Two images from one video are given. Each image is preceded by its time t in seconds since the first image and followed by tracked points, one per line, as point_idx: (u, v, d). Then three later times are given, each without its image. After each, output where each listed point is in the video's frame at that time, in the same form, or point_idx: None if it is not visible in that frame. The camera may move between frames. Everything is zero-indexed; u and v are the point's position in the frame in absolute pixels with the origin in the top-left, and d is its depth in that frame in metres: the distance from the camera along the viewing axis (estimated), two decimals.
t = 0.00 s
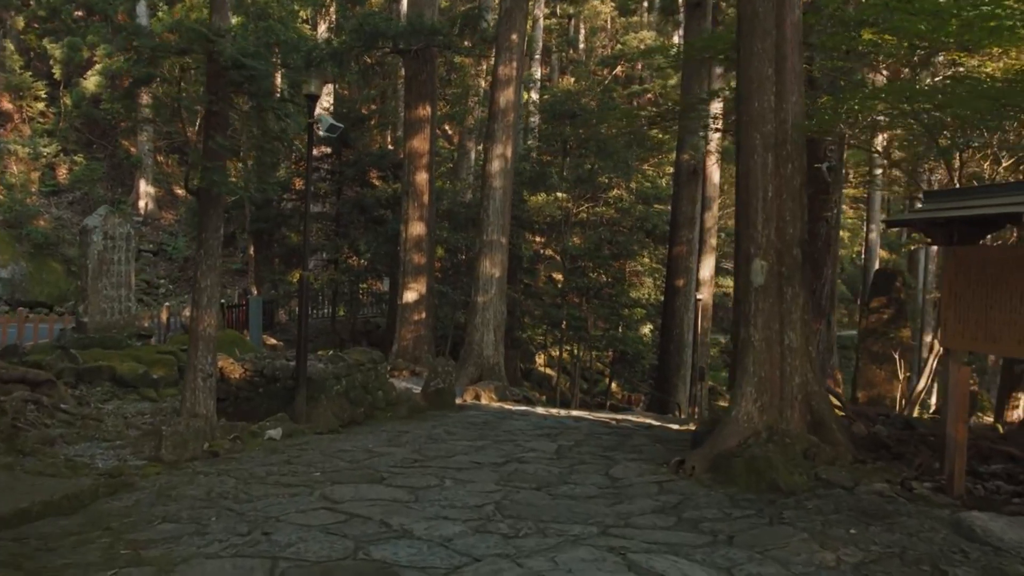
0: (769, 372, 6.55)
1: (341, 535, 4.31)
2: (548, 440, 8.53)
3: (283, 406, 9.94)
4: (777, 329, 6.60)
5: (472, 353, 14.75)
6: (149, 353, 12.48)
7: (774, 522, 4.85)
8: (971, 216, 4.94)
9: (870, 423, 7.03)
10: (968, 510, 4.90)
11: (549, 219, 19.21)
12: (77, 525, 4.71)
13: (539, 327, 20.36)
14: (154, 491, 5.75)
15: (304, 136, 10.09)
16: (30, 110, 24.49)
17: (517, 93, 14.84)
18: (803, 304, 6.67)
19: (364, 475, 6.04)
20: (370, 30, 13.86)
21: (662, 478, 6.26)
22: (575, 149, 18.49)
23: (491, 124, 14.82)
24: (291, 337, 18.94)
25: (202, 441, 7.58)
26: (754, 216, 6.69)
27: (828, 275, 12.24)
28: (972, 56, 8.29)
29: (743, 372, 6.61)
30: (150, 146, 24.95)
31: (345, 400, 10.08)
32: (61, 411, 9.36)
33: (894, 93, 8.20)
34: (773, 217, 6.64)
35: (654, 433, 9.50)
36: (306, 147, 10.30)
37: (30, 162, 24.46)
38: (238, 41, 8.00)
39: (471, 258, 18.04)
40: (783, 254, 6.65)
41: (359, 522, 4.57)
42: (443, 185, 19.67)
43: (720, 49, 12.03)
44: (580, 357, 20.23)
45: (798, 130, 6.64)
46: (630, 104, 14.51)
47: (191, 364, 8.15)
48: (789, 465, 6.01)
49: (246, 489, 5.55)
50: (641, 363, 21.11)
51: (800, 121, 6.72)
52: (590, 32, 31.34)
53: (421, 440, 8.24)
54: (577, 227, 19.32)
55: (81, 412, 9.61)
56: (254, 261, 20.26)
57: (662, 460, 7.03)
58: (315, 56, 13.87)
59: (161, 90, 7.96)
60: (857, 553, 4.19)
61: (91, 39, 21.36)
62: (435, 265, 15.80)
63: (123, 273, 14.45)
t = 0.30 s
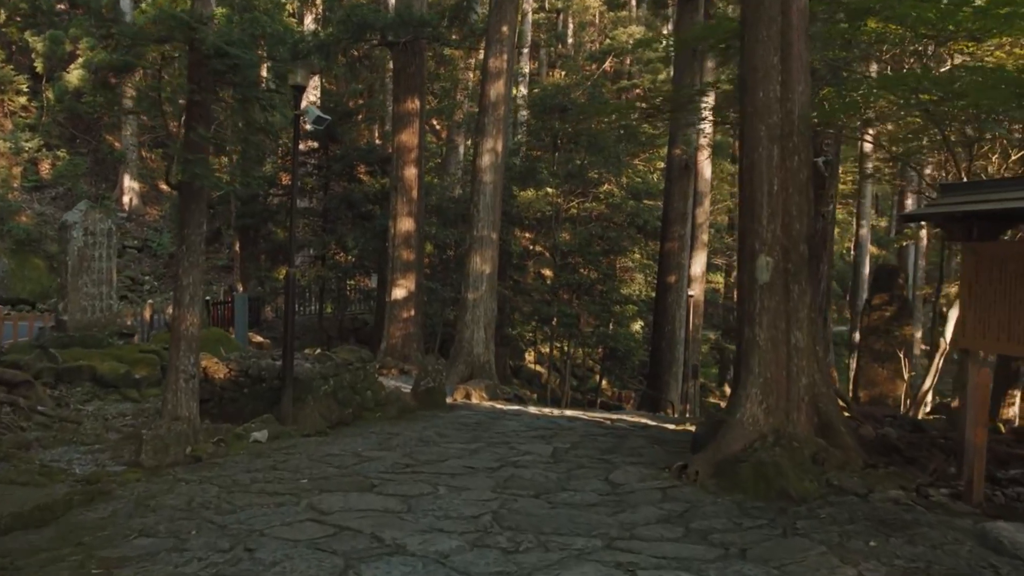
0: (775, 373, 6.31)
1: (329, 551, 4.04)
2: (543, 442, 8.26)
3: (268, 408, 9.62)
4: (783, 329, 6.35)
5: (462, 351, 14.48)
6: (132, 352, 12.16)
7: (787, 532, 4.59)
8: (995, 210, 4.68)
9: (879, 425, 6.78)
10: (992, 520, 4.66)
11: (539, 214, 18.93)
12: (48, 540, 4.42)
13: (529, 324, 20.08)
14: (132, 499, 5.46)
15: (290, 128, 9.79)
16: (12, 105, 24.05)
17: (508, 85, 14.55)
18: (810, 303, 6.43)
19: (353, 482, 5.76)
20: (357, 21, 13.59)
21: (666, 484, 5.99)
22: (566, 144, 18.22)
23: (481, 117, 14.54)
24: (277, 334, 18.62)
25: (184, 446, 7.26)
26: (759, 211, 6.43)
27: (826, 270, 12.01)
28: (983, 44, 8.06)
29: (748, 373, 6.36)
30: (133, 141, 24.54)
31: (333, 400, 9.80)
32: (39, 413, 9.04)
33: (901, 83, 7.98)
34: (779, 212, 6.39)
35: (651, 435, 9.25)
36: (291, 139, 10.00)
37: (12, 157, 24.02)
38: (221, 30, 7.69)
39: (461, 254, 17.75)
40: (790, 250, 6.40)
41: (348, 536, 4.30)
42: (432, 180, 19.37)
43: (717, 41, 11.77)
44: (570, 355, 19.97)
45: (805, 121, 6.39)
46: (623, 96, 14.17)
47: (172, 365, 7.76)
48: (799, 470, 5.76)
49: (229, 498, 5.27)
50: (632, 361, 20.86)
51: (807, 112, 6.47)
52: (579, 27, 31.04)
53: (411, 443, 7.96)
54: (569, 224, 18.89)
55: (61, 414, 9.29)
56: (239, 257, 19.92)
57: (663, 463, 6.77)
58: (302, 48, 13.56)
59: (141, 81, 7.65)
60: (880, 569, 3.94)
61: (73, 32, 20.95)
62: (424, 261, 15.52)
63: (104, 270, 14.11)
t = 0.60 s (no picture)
0: (781, 374, 6.06)
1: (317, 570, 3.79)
2: (537, 444, 7.99)
3: (253, 409, 9.28)
4: (790, 327, 6.11)
5: (452, 348, 14.18)
6: (113, 351, 11.82)
7: (802, 545, 4.33)
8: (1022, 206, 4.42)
9: (888, 427, 6.53)
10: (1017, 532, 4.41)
11: (529, 209, 18.62)
12: (15, 557, 4.14)
13: (518, 320, 19.80)
14: (107, 508, 5.17)
15: (275, 119, 9.47)
16: None
17: (498, 77, 14.24)
18: (817, 300, 6.18)
19: (341, 489, 5.49)
20: (344, 11, 13.27)
21: (669, 490, 5.73)
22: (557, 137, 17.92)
23: (471, 109, 14.24)
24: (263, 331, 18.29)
25: (165, 450, 6.95)
26: (763, 205, 6.18)
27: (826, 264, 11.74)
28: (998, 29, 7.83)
29: (752, 373, 6.12)
30: (116, 134, 24.09)
31: (320, 400, 9.50)
32: (15, 415, 8.70)
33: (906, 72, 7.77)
34: (784, 206, 6.13)
35: (647, 435, 9.00)
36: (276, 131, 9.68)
37: None
38: (202, 15, 7.34)
39: (450, 249, 17.44)
40: (796, 245, 6.14)
41: (336, 553, 4.05)
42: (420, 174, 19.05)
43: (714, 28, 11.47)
44: (560, 350, 19.70)
45: (811, 112, 6.13)
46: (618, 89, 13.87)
47: (151, 365, 7.42)
48: (808, 474, 5.51)
49: (210, 508, 4.99)
50: (623, 356, 20.62)
51: (814, 102, 6.21)
52: (567, 20, 30.68)
53: (401, 445, 7.68)
54: (560, 219, 18.55)
55: (37, 416, 8.97)
56: (224, 253, 19.55)
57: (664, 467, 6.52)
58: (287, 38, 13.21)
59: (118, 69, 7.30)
60: None
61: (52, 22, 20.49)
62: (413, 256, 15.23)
63: (85, 266, 13.76)
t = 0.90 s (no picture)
0: (787, 375, 5.83)
1: None
2: (530, 446, 7.73)
3: (236, 410, 8.99)
4: (796, 326, 5.87)
5: (440, 344, 13.90)
6: (93, 348, 11.49)
7: (819, 559, 4.09)
8: None
9: (896, 429, 6.30)
10: None
11: (518, 202, 18.35)
12: None
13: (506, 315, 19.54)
14: (81, 519, 4.88)
15: (259, 109, 9.15)
16: None
17: (488, 68, 13.96)
18: (824, 298, 5.95)
19: (327, 497, 5.22)
20: (330, 1, 12.95)
21: (672, 497, 5.49)
22: (546, 130, 17.64)
23: (460, 101, 13.94)
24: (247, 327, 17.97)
25: (144, 455, 6.66)
26: (768, 199, 5.93)
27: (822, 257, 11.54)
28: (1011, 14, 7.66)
29: (757, 374, 5.89)
30: (97, 127, 23.67)
31: (305, 400, 9.21)
32: None
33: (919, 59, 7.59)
34: (791, 199, 5.89)
35: (644, 436, 8.76)
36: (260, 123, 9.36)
37: None
38: None
39: (438, 243, 17.16)
40: (802, 240, 5.91)
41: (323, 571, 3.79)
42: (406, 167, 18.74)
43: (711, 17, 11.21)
44: (549, 346, 19.45)
45: (818, 101, 5.88)
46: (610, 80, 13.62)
47: (130, 365, 7.11)
48: (818, 480, 5.27)
49: (190, 519, 4.73)
50: (612, 352, 20.39)
51: (821, 91, 5.96)
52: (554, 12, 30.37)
53: (390, 448, 7.41)
54: (548, 213, 18.26)
55: (12, 417, 8.65)
56: (207, 247, 19.20)
57: (665, 471, 6.28)
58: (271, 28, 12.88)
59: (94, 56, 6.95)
60: None
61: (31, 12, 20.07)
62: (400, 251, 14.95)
63: (64, 261, 13.37)
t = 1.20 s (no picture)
0: (794, 375, 5.60)
1: None
2: (524, 447, 7.48)
3: (219, 410, 8.69)
4: (803, 324, 5.65)
5: (429, 340, 13.62)
6: (72, 346, 11.17)
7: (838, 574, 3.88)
8: None
9: (905, 431, 6.08)
10: None
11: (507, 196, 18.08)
12: None
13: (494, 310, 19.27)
14: (53, 531, 4.60)
15: (243, 100, 8.85)
16: None
17: (477, 58, 13.67)
18: (832, 295, 5.72)
19: (314, 507, 4.96)
20: None
21: (676, 504, 5.25)
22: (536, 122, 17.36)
23: (448, 93, 13.65)
24: (231, 323, 17.65)
25: (123, 459, 6.37)
26: (774, 192, 5.70)
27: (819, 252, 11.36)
28: None
29: (762, 375, 5.66)
30: (77, 119, 23.23)
31: (291, 399, 8.93)
32: None
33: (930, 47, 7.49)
34: (798, 192, 5.65)
35: (640, 437, 8.53)
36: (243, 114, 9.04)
37: None
38: None
39: (426, 238, 16.87)
40: (809, 236, 5.68)
41: None
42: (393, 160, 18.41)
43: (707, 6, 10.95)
44: (537, 342, 19.20)
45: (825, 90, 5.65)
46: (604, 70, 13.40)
47: (107, 365, 6.80)
48: (829, 486, 5.05)
49: (168, 532, 4.46)
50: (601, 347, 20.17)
51: (828, 79, 5.72)
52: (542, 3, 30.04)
53: (379, 450, 7.15)
54: (536, 208, 18.00)
55: None
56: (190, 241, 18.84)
57: (666, 475, 6.04)
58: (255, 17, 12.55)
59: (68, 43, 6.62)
60: None
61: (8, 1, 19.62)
62: (386, 245, 14.68)
63: (40, 256, 13.21)
